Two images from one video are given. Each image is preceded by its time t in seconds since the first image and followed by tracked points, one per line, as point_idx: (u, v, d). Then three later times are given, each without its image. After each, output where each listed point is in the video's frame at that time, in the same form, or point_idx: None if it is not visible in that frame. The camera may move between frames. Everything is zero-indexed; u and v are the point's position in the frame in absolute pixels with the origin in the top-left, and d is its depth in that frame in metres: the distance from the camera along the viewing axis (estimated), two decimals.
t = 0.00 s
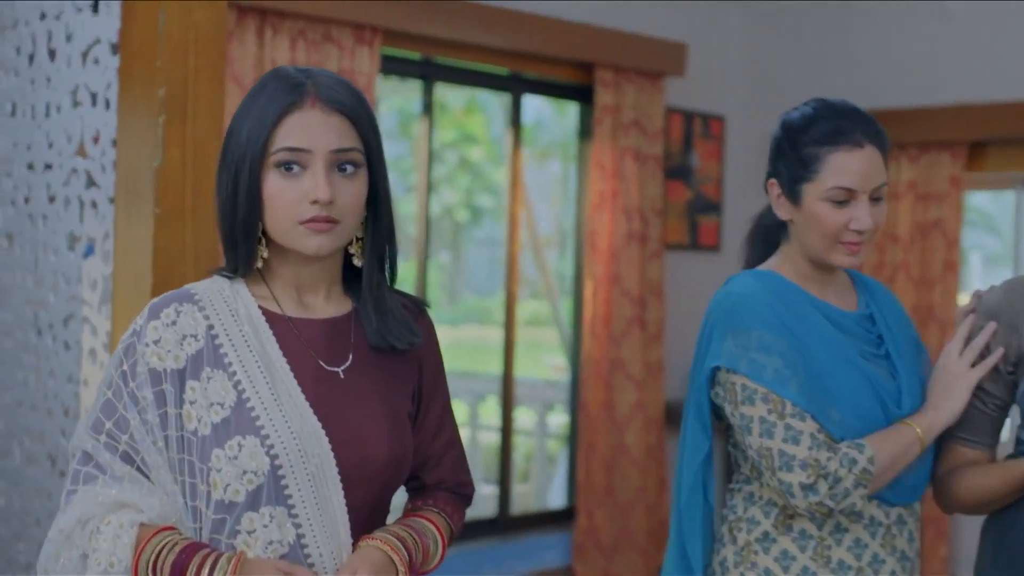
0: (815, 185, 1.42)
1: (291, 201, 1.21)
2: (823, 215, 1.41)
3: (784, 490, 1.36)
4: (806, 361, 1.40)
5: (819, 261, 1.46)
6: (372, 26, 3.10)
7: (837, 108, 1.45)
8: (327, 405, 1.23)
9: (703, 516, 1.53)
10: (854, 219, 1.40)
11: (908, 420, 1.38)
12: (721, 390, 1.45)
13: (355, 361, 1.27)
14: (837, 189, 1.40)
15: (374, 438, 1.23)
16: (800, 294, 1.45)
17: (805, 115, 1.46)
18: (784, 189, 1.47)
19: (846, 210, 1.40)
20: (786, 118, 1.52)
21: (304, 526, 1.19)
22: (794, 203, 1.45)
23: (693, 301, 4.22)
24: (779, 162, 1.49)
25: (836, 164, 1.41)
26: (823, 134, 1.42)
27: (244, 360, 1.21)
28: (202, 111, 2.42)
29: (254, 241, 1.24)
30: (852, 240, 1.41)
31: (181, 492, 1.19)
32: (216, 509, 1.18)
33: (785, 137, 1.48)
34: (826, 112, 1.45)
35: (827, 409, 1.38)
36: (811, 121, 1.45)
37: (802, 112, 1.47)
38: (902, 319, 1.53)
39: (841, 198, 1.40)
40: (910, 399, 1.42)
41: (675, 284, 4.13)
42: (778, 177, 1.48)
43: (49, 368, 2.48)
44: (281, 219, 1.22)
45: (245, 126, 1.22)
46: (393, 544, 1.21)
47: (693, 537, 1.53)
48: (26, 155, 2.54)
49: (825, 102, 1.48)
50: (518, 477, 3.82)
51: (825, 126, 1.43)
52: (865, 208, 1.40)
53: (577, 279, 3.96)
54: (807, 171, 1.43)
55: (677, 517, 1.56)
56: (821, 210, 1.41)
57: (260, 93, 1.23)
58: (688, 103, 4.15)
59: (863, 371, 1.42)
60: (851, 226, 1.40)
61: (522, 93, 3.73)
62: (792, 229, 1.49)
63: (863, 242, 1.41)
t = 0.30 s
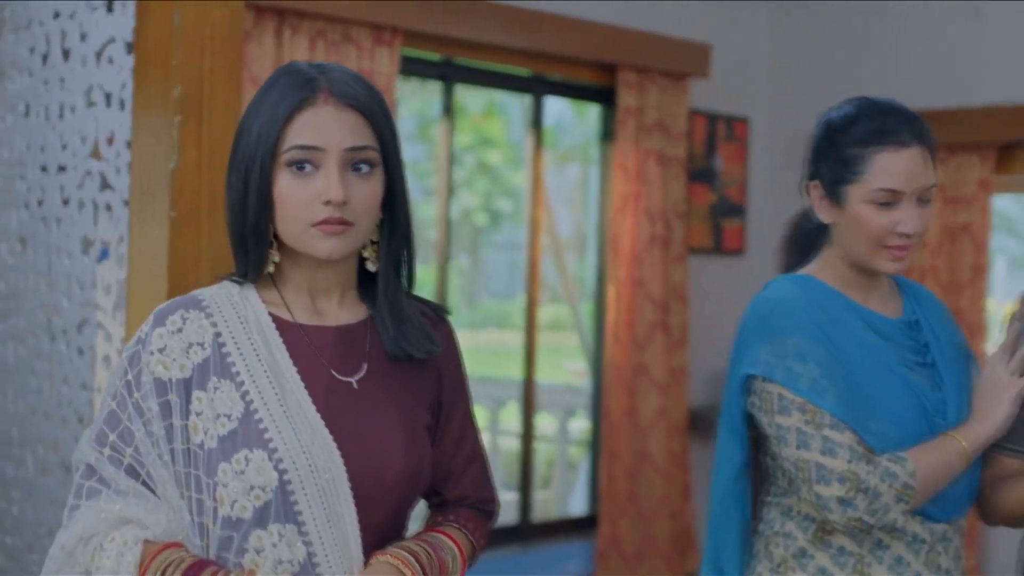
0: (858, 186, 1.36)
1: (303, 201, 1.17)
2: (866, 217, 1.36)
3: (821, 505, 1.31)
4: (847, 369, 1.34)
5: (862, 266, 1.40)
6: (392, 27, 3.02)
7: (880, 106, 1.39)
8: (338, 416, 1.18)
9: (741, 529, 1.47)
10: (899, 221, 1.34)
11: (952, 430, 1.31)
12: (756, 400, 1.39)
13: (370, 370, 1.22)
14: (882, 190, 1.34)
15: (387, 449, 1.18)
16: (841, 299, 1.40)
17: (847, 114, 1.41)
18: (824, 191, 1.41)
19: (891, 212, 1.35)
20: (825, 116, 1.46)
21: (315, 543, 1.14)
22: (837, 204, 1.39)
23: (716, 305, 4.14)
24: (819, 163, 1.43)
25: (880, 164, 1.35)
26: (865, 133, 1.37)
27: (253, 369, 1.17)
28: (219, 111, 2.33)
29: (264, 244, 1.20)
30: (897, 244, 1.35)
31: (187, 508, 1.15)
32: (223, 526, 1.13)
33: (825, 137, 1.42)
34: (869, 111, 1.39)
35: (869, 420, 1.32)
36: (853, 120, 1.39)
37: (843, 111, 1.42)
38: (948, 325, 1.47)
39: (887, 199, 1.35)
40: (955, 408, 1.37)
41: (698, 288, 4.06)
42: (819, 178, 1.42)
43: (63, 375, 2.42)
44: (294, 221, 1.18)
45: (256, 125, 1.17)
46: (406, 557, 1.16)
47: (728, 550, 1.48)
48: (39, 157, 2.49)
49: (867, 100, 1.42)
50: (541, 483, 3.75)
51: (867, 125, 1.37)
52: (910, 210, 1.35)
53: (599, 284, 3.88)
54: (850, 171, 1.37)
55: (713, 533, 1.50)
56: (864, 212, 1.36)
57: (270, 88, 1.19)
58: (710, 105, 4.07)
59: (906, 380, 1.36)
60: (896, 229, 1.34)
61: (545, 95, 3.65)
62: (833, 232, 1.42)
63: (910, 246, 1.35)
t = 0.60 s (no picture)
0: (899, 185, 1.31)
1: (314, 202, 1.15)
2: (907, 218, 1.30)
3: (856, 517, 1.25)
4: (884, 378, 1.29)
5: (899, 269, 1.35)
6: (409, 27, 2.97)
7: (919, 103, 1.35)
8: (348, 426, 1.15)
9: (772, 541, 1.42)
10: (941, 222, 1.29)
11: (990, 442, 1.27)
12: (790, 409, 1.33)
13: (381, 376, 1.20)
14: (924, 190, 1.29)
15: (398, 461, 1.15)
16: (878, 306, 1.34)
17: (886, 111, 1.36)
18: (861, 191, 1.36)
19: (932, 212, 1.30)
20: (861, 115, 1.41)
21: (323, 557, 1.11)
22: (874, 204, 1.34)
23: (737, 308, 4.07)
24: (854, 161, 1.38)
25: (923, 163, 1.30)
26: (906, 131, 1.32)
27: (260, 377, 1.14)
28: (233, 110, 2.24)
29: (273, 246, 1.18)
30: (937, 246, 1.30)
31: (193, 520, 1.13)
32: (229, 539, 1.11)
33: (862, 134, 1.37)
34: (909, 108, 1.34)
35: (907, 431, 1.27)
36: (891, 117, 1.35)
37: (880, 109, 1.37)
38: (986, 333, 1.42)
39: (929, 199, 1.30)
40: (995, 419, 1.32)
41: (718, 292, 4.00)
42: (855, 177, 1.37)
43: (76, 380, 2.38)
44: (304, 222, 1.16)
45: (265, 123, 1.16)
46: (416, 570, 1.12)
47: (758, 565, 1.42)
48: (52, 158, 2.46)
49: (906, 97, 1.37)
50: (559, 487, 3.70)
51: (909, 123, 1.32)
52: (952, 212, 1.30)
53: (619, 286, 3.82)
54: (889, 170, 1.32)
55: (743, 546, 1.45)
56: (905, 213, 1.31)
57: (282, 85, 1.17)
58: (731, 106, 4.00)
59: (945, 390, 1.31)
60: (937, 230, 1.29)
61: (564, 96, 3.59)
62: (870, 234, 1.37)
63: (951, 247, 1.31)
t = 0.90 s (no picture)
0: (950, 185, 1.27)
1: (329, 201, 1.11)
2: (959, 219, 1.26)
3: (909, 533, 1.21)
4: (934, 385, 1.25)
5: (951, 272, 1.31)
6: (432, 26, 2.91)
7: (967, 98, 1.31)
8: (365, 437, 1.12)
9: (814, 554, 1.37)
10: (995, 222, 1.25)
11: None
12: (836, 418, 1.29)
13: (400, 387, 1.16)
14: (976, 190, 1.25)
15: (415, 473, 1.11)
16: (927, 311, 1.30)
17: (932, 107, 1.32)
18: (911, 192, 1.32)
19: (986, 212, 1.26)
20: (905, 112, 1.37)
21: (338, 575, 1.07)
22: (925, 206, 1.30)
23: (764, 311, 4.01)
24: (902, 161, 1.34)
25: (975, 160, 1.26)
26: (954, 126, 1.28)
27: (272, 386, 1.11)
28: (253, 108, 2.20)
29: (287, 249, 1.15)
30: (992, 247, 1.27)
31: (202, 535, 1.09)
32: (239, 556, 1.07)
33: (910, 133, 1.33)
34: (956, 103, 1.30)
35: (960, 442, 1.23)
36: (938, 113, 1.31)
37: (926, 104, 1.33)
38: None
39: (983, 198, 1.26)
40: None
41: (744, 294, 3.93)
42: (903, 178, 1.33)
43: (93, 385, 2.33)
44: (318, 222, 1.12)
45: (280, 119, 1.12)
46: None
47: None
48: (69, 158, 2.42)
49: (951, 92, 1.33)
50: (585, 492, 3.66)
51: (957, 118, 1.28)
52: (1007, 211, 1.26)
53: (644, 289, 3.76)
54: (939, 169, 1.28)
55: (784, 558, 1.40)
56: (956, 213, 1.27)
57: (297, 80, 1.13)
58: (759, 106, 3.94)
59: (997, 399, 1.26)
60: (991, 231, 1.25)
61: (589, 96, 3.53)
62: (917, 236, 1.33)
63: (1004, 247, 1.27)
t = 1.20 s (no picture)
0: (993, 184, 1.23)
1: (345, 199, 1.08)
2: (1002, 219, 1.23)
3: (954, 547, 1.18)
4: (979, 393, 1.22)
5: (996, 274, 1.27)
6: (454, 25, 2.86)
7: (1009, 92, 1.26)
8: (381, 448, 1.08)
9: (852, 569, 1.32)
10: None
11: None
12: (877, 427, 1.26)
13: (417, 397, 1.12)
14: (1021, 188, 1.22)
15: (433, 485, 1.08)
16: (970, 316, 1.26)
17: (973, 102, 1.28)
18: (951, 192, 1.28)
19: None
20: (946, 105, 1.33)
21: None
22: (966, 206, 1.26)
23: (790, 313, 3.94)
24: (943, 158, 1.30)
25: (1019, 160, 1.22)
26: (997, 125, 1.24)
27: (285, 396, 1.08)
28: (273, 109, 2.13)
29: (303, 251, 1.11)
30: None
31: (212, 548, 1.06)
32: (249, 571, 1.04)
33: (950, 129, 1.29)
34: (998, 97, 1.26)
35: (1006, 451, 1.19)
36: (981, 109, 1.26)
37: (968, 99, 1.29)
38: None
39: None
40: None
41: (770, 296, 3.87)
42: (943, 177, 1.30)
43: (110, 390, 2.29)
44: (334, 221, 1.08)
45: (294, 113, 1.09)
46: None
47: None
48: (85, 158, 2.38)
49: (993, 85, 1.29)
50: (608, 495, 3.60)
51: (1000, 115, 1.24)
52: None
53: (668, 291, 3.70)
54: (981, 169, 1.24)
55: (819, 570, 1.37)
56: (999, 213, 1.23)
57: (312, 73, 1.10)
58: (785, 106, 3.87)
59: None
60: None
61: (612, 96, 3.48)
62: (961, 236, 1.29)
63: None
